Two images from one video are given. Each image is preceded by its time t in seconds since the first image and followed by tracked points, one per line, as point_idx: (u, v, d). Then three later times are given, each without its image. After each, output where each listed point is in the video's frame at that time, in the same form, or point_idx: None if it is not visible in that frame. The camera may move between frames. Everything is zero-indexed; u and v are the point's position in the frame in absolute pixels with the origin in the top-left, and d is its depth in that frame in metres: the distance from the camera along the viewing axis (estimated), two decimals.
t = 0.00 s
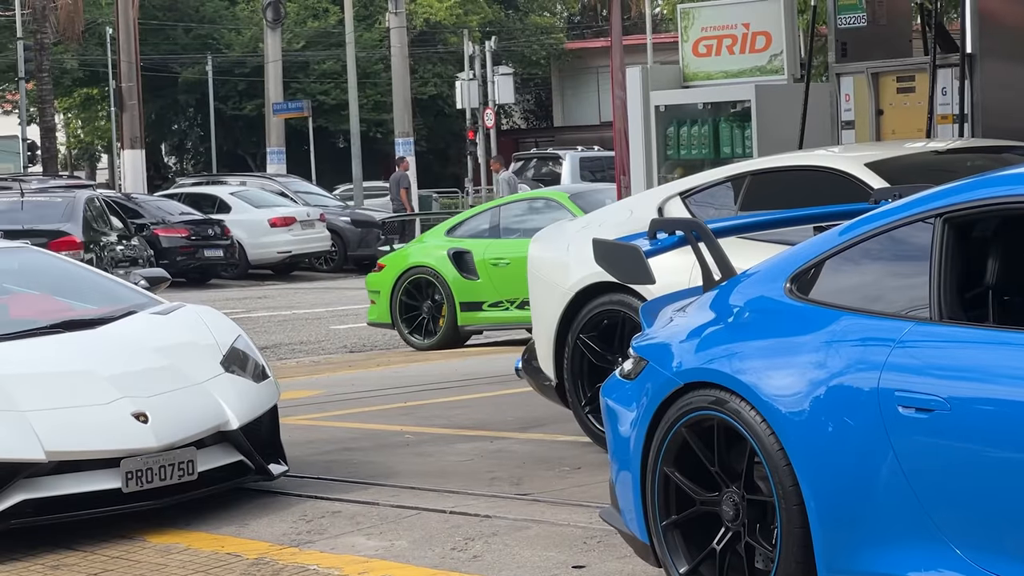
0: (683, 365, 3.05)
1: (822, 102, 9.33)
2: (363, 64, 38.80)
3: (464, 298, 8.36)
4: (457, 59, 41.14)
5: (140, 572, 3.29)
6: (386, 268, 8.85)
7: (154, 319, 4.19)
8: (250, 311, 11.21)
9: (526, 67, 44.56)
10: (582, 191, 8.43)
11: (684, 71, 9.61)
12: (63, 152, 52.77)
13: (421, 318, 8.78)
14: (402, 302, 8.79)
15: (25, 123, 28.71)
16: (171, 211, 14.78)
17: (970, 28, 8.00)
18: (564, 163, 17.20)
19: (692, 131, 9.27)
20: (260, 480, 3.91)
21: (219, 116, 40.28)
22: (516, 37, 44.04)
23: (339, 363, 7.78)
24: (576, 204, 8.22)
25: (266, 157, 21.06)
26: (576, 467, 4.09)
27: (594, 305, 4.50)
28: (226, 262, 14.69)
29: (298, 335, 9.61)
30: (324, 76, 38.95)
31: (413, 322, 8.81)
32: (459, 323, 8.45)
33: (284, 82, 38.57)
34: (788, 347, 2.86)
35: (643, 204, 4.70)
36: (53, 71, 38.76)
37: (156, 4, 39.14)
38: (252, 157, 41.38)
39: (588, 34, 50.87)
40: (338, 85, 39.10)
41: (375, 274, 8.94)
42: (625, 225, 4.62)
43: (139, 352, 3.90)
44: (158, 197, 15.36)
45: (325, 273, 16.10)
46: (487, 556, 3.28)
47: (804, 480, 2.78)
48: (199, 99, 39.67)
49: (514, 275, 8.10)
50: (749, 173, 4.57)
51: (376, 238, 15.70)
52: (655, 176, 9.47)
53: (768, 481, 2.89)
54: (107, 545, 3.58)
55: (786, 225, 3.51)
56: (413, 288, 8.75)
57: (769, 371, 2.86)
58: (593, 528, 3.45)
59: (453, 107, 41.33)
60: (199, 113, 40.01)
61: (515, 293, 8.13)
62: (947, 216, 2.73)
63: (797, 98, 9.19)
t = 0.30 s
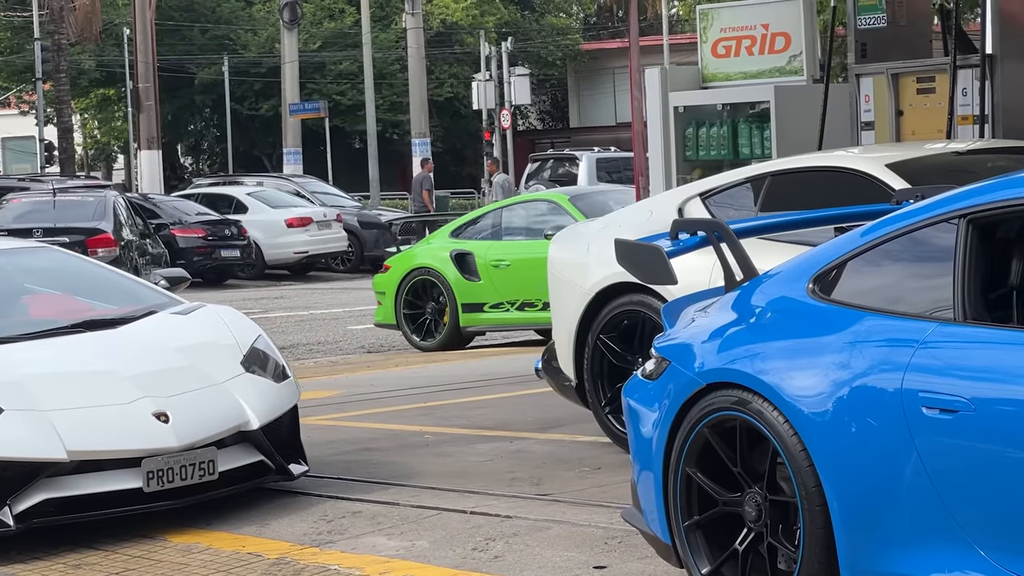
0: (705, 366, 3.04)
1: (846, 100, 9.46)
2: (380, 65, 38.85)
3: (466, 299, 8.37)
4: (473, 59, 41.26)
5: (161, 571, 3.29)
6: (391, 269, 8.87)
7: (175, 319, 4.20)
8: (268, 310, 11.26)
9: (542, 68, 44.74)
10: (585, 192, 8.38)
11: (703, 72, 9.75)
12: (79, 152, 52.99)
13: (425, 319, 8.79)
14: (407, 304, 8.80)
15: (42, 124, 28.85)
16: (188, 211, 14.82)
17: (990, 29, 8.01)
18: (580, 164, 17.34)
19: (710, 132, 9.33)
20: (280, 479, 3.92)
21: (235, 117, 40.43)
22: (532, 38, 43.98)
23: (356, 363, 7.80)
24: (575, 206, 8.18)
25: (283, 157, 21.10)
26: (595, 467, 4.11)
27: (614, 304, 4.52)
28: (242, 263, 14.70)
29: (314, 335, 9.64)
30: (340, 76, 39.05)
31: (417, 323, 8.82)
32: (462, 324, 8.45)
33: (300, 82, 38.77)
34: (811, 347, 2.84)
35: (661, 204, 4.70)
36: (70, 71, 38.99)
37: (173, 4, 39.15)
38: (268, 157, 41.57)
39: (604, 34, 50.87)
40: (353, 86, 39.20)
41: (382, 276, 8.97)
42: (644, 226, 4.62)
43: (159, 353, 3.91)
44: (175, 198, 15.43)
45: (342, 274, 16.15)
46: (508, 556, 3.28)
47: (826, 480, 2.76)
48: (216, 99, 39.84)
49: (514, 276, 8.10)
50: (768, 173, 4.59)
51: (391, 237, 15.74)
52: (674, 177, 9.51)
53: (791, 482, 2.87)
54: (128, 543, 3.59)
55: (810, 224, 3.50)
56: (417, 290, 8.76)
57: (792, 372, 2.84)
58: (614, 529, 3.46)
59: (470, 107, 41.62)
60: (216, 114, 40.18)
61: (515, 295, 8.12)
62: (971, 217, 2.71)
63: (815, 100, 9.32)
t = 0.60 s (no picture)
0: (724, 367, 3.04)
1: (862, 102, 9.40)
2: (397, 65, 38.91)
3: (468, 302, 8.39)
4: (490, 60, 41.31)
5: (180, 571, 3.30)
6: (397, 270, 8.87)
7: (192, 320, 4.22)
8: (285, 311, 11.28)
9: (557, 69, 44.75)
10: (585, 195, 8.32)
11: (721, 73, 9.77)
12: (97, 153, 53.20)
13: (428, 320, 8.78)
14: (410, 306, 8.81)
15: (60, 125, 28.97)
16: (204, 212, 14.84)
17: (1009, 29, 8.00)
18: (597, 164, 17.41)
19: (727, 133, 9.34)
20: (297, 480, 3.93)
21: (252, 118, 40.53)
22: (548, 39, 44.03)
23: (372, 364, 7.81)
24: (576, 209, 8.12)
25: (300, 158, 21.15)
26: (614, 468, 4.12)
27: (631, 305, 4.51)
28: (259, 263, 14.73)
29: (331, 336, 9.66)
30: (357, 77, 39.10)
31: (421, 324, 8.82)
32: (463, 326, 8.47)
33: (317, 83, 38.88)
34: (831, 348, 2.83)
35: (679, 206, 4.70)
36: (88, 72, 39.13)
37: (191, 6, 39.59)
38: (285, 157, 41.58)
39: (620, 35, 50.86)
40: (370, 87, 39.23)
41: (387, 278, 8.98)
42: (661, 227, 4.62)
43: (176, 354, 3.92)
44: (192, 198, 15.47)
45: (359, 275, 16.17)
46: (526, 557, 3.28)
47: (846, 481, 2.74)
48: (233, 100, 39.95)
49: (514, 280, 8.11)
50: (786, 175, 4.59)
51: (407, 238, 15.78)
52: (692, 177, 9.54)
53: (811, 482, 2.85)
54: (146, 543, 3.59)
55: (830, 224, 3.50)
56: (420, 291, 8.76)
57: (812, 373, 2.83)
58: (632, 530, 3.46)
59: (485, 108, 41.65)
60: (233, 114, 40.29)
61: (516, 297, 8.13)
62: (991, 218, 2.70)
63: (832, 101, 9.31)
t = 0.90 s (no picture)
0: (737, 370, 3.04)
1: (875, 104, 9.36)
2: (408, 67, 38.90)
3: (465, 305, 8.42)
4: (502, 62, 41.25)
5: (193, 573, 3.30)
6: (398, 273, 8.89)
7: (205, 322, 4.23)
8: (296, 313, 11.28)
9: (570, 71, 44.65)
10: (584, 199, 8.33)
11: (733, 76, 9.76)
12: (108, 155, 53.26)
13: (428, 323, 8.80)
14: (411, 308, 8.82)
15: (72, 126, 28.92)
16: (215, 215, 14.91)
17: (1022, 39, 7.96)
18: (608, 168, 17.46)
19: (739, 136, 9.32)
20: (310, 482, 3.94)
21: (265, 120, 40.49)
22: (560, 41, 44.07)
23: (384, 367, 7.81)
24: (572, 212, 8.13)
25: (312, 160, 21.17)
26: (626, 471, 4.12)
27: (642, 308, 4.51)
28: (270, 265, 14.74)
29: (343, 338, 9.66)
30: (368, 79, 39.07)
31: (421, 327, 8.84)
32: (461, 329, 8.50)
33: (329, 85, 38.85)
34: (843, 351, 2.83)
35: (691, 208, 4.70)
36: (99, 74, 39.11)
37: (202, 7, 39.64)
38: (297, 159, 41.42)
39: (632, 37, 50.79)
40: (383, 89, 39.16)
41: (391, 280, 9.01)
42: (675, 230, 4.62)
43: (189, 356, 3.93)
44: (204, 200, 15.51)
45: (371, 277, 16.21)
46: (539, 560, 3.29)
47: (859, 485, 2.73)
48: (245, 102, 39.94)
49: (509, 284, 8.13)
50: (799, 178, 4.58)
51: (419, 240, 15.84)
52: (705, 180, 9.50)
53: (823, 486, 2.85)
54: (159, 546, 3.59)
55: (843, 228, 3.50)
56: (421, 294, 8.78)
57: (825, 377, 2.82)
58: (645, 532, 3.46)
59: (496, 110, 41.63)
60: (245, 116, 40.27)
61: (511, 301, 8.13)
62: (1003, 222, 2.70)
63: (844, 105, 9.33)
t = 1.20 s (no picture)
0: (744, 370, 3.04)
1: (880, 104, 9.37)
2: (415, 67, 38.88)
3: (457, 308, 8.45)
4: (508, 62, 41.23)
5: (200, 573, 3.31)
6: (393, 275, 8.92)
7: (213, 321, 4.24)
8: (302, 312, 11.28)
9: (577, 71, 44.66)
10: (575, 201, 8.33)
11: (741, 76, 9.75)
12: (115, 155, 53.28)
13: (422, 325, 8.82)
14: (405, 311, 8.85)
15: (78, 126, 28.88)
16: (222, 214, 14.91)
17: None
18: (615, 168, 17.49)
19: (746, 136, 9.32)
20: (317, 482, 3.95)
21: (271, 120, 40.50)
22: (566, 41, 44.10)
23: (390, 367, 7.82)
24: (559, 215, 8.13)
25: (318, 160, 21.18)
26: (631, 471, 4.13)
27: (649, 308, 4.52)
28: (276, 265, 14.77)
29: (349, 338, 9.67)
30: (374, 78, 39.08)
31: (415, 329, 8.86)
32: (452, 331, 8.52)
33: (335, 84, 38.84)
34: (851, 352, 2.83)
35: (697, 208, 4.71)
36: (106, 74, 39.10)
37: (208, 7, 39.72)
38: (303, 159, 41.30)
39: (638, 37, 50.74)
40: (389, 88, 39.16)
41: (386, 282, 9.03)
42: (681, 230, 4.62)
43: (197, 356, 3.94)
44: (210, 199, 15.53)
45: (377, 276, 16.20)
46: (545, 559, 3.29)
47: (866, 486, 2.74)
48: (251, 102, 39.91)
49: (498, 286, 8.17)
50: (805, 178, 4.58)
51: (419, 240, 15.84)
52: (711, 180, 9.51)
53: (830, 486, 2.85)
54: (166, 545, 3.60)
55: (851, 228, 3.50)
56: (415, 297, 8.80)
57: (832, 377, 2.83)
58: (651, 532, 3.46)
59: (502, 110, 41.64)
60: (251, 115, 40.28)
61: (501, 303, 8.18)
62: (1009, 223, 2.70)
63: (851, 104, 9.34)
